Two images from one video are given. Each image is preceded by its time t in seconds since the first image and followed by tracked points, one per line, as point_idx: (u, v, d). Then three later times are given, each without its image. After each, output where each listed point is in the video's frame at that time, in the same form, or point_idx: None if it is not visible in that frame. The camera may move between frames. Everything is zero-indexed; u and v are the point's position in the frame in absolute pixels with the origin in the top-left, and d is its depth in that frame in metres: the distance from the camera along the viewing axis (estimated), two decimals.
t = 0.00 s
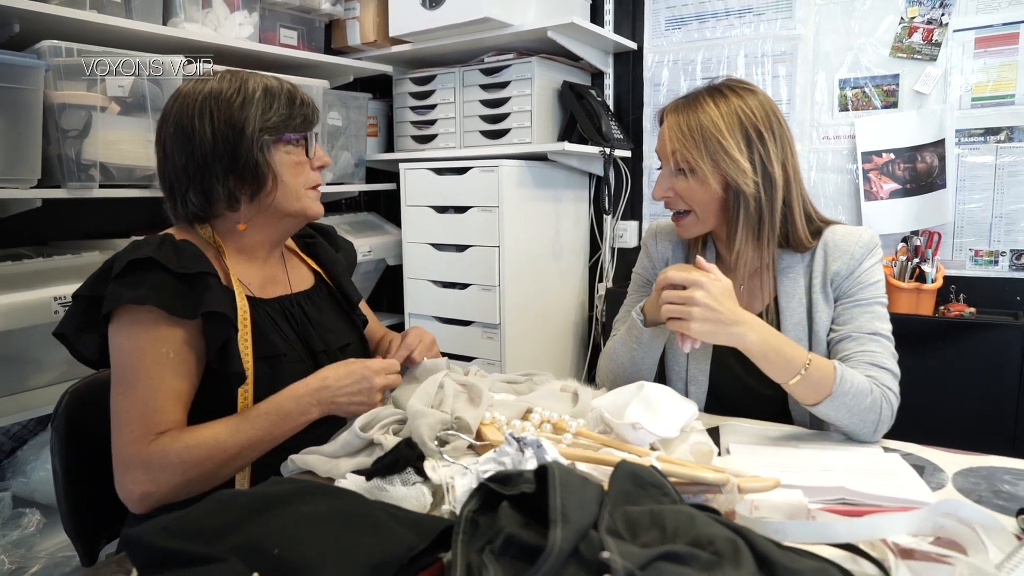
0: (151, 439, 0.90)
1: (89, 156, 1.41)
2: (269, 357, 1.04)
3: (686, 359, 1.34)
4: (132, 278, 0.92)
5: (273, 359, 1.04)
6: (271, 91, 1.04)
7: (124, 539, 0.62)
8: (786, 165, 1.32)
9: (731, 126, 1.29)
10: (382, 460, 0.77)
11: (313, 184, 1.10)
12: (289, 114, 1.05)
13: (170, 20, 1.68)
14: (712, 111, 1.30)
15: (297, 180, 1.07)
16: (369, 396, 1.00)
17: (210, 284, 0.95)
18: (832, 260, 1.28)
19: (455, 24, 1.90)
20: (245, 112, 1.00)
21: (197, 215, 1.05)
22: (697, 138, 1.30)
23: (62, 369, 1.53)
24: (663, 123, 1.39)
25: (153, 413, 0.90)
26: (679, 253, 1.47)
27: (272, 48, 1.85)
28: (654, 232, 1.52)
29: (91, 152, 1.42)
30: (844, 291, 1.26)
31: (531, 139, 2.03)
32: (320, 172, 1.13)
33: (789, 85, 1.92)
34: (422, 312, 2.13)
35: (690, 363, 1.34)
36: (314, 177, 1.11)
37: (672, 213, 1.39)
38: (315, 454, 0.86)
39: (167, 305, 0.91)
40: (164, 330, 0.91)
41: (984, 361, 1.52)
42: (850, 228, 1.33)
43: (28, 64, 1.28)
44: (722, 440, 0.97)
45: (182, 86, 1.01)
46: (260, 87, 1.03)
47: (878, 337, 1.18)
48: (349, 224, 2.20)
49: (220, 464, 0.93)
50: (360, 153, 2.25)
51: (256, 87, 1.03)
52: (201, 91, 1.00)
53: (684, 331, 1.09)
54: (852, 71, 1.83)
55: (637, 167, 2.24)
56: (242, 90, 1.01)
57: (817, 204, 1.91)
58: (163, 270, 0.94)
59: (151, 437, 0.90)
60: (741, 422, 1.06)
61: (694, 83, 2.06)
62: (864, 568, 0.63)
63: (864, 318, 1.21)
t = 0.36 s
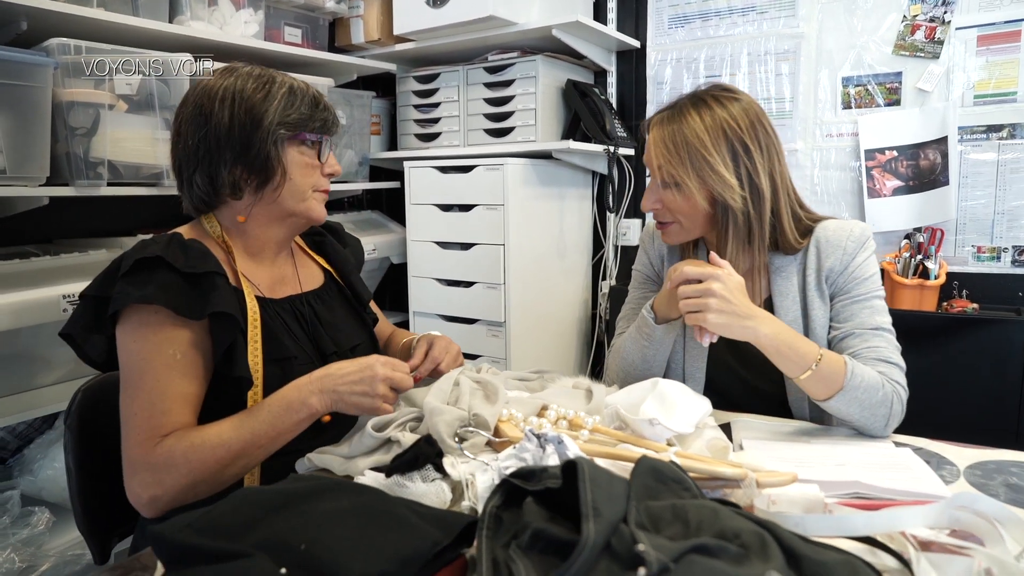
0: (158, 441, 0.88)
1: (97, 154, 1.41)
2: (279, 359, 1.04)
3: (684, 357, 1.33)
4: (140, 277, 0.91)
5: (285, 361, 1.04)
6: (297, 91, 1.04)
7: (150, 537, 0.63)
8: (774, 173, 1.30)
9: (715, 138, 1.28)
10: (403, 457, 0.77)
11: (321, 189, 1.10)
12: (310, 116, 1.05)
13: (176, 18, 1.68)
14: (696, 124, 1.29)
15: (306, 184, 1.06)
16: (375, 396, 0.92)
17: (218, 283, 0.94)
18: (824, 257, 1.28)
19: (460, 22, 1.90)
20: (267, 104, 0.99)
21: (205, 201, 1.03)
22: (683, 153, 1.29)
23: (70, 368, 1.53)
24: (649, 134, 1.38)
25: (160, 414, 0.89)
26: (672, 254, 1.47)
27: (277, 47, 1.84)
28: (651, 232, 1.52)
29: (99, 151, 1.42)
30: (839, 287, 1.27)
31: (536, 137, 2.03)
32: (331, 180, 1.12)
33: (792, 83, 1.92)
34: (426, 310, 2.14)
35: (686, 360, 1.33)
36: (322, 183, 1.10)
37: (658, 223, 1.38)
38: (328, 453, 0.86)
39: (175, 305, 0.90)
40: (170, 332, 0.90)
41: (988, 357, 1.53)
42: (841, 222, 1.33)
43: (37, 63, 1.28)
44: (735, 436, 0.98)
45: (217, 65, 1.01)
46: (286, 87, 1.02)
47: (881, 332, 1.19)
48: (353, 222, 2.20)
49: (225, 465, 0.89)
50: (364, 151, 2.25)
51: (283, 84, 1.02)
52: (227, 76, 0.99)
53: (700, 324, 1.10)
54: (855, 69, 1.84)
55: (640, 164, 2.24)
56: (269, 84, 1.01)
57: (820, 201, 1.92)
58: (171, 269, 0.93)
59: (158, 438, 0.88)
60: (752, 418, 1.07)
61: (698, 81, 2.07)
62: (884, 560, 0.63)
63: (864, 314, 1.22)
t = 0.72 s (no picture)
0: (182, 433, 0.89)
1: (101, 154, 1.41)
2: (287, 356, 1.04)
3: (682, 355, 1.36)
4: (149, 273, 0.92)
5: (292, 358, 1.04)
6: (323, 114, 1.01)
7: (169, 534, 0.63)
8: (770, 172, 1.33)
9: (720, 145, 1.28)
10: (414, 455, 0.78)
11: (318, 214, 1.07)
12: (326, 143, 1.02)
13: (180, 19, 1.68)
14: (700, 129, 1.30)
15: (302, 207, 1.03)
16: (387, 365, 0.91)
17: (226, 281, 0.94)
18: (819, 257, 1.30)
19: (462, 24, 1.91)
20: (281, 122, 0.97)
21: (209, 195, 1.04)
22: (690, 161, 1.28)
23: (74, 368, 1.53)
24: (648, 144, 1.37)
25: (180, 407, 0.89)
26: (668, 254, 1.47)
27: (280, 48, 1.85)
28: (649, 235, 1.54)
29: (104, 151, 1.42)
30: (835, 287, 1.28)
31: (537, 138, 2.04)
32: (333, 209, 1.08)
33: (792, 86, 1.94)
34: (427, 310, 2.14)
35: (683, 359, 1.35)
36: (322, 210, 1.07)
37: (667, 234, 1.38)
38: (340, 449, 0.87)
39: (183, 300, 0.90)
40: (182, 326, 0.90)
41: (987, 358, 1.54)
42: (835, 222, 1.35)
43: (44, 64, 1.28)
44: (741, 434, 0.99)
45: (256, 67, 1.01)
46: (310, 108, 1.00)
47: (880, 331, 1.20)
48: (354, 224, 2.21)
49: (248, 453, 0.90)
50: (365, 152, 2.26)
51: (308, 106, 1.00)
52: (258, 82, 0.98)
53: (707, 320, 1.11)
54: (855, 72, 1.85)
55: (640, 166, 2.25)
56: (294, 101, 0.99)
57: (819, 203, 1.94)
58: (181, 265, 0.93)
59: (180, 431, 0.89)
60: (757, 416, 1.08)
61: (698, 84, 2.08)
62: (892, 553, 0.64)
63: (862, 314, 1.22)
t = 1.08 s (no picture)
0: (157, 415, 0.86)
1: (96, 148, 1.40)
2: (291, 345, 1.03)
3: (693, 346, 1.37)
4: (157, 259, 0.92)
5: (296, 348, 1.04)
6: (325, 106, 1.01)
7: (172, 525, 0.63)
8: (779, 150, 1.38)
9: (737, 116, 1.31)
10: (417, 447, 0.78)
11: (324, 206, 1.07)
12: (328, 135, 1.02)
13: (175, 13, 1.67)
14: (717, 101, 1.32)
15: (306, 198, 1.03)
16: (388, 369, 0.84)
17: (232, 268, 0.94)
18: (827, 249, 1.31)
19: (457, 20, 1.91)
20: (284, 114, 0.97)
21: (215, 189, 1.05)
22: (709, 129, 1.30)
23: (68, 363, 1.52)
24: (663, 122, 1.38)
25: (162, 389, 0.87)
26: (677, 246, 1.48)
27: (275, 42, 1.84)
28: (655, 226, 1.54)
29: (99, 145, 1.41)
30: (841, 281, 1.29)
31: (532, 134, 2.03)
32: (338, 200, 1.08)
33: (786, 83, 1.95)
34: (423, 306, 2.14)
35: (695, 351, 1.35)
36: (327, 201, 1.07)
37: (685, 209, 1.37)
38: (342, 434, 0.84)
39: (189, 285, 0.91)
40: (184, 310, 0.90)
41: (978, 353, 1.56)
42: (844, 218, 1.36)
43: (39, 56, 1.27)
44: (738, 427, 1.00)
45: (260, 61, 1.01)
46: (313, 100, 1.00)
47: (882, 326, 1.21)
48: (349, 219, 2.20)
49: (217, 445, 0.85)
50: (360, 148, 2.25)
51: (311, 98, 1.00)
52: (261, 75, 0.98)
53: (726, 305, 1.11)
54: (848, 69, 1.87)
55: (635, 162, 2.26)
56: (296, 93, 0.99)
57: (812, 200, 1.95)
58: (188, 252, 0.94)
59: (157, 413, 0.86)
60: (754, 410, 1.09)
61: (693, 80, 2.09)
62: (891, 543, 0.64)
63: (866, 308, 1.24)
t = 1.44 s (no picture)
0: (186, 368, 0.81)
1: (88, 145, 1.40)
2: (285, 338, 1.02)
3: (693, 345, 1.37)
4: (156, 248, 0.91)
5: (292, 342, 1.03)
6: (317, 101, 1.01)
7: (165, 524, 0.63)
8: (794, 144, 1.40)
9: (770, 102, 1.31)
10: (413, 445, 0.78)
11: (315, 200, 1.05)
12: (319, 130, 1.01)
13: (167, 9, 1.66)
14: (753, 85, 1.31)
15: (298, 193, 1.02)
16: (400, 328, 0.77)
17: (234, 252, 0.95)
18: (830, 248, 1.30)
19: (451, 17, 1.90)
20: (274, 108, 0.97)
21: (209, 186, 1.05)
22: (750, 111, 1.28)
23: (58, 362, 1.51)
24: (693, 104, 1.35)
25: (180, 349, 0.83)
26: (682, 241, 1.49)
27: (267, 39, 1.83)
28: (660, 221, 1.55)
29: (91, 141, 1.40)
30: (843, 279, 1.28)
31: (526, 132, 2.03)
32: (331, 196, 1.07)
33: (779, 82, 1.96)
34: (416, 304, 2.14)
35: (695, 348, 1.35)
36: (318, 195, 1.05)
37: (710, 195, 1.35)
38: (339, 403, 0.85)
39: (193, 266, 0.90)
40: (192, 286, 0.89)
41: (969, 350, 1.57)
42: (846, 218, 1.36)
43: (29, 51, 1.26)
44: (732, 424, 1.00)
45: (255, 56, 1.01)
46: (303, 94, 0.99)
47: (881, 326, 1.21)
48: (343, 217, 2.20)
49: (256, 381, 0.77)
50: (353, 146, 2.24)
51: (302, 92, 0.99)
52: (252, 70, 0.98)
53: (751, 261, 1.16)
54: (841, 69, 1.87)
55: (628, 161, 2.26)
56: (287, 88, 0.98)
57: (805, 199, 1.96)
58: (188, 240, 0.93)
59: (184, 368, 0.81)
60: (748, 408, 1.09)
61: (686, 78, 2.09)
62: (885, 541, 0.64)
63: (865, 306, 1.23)
